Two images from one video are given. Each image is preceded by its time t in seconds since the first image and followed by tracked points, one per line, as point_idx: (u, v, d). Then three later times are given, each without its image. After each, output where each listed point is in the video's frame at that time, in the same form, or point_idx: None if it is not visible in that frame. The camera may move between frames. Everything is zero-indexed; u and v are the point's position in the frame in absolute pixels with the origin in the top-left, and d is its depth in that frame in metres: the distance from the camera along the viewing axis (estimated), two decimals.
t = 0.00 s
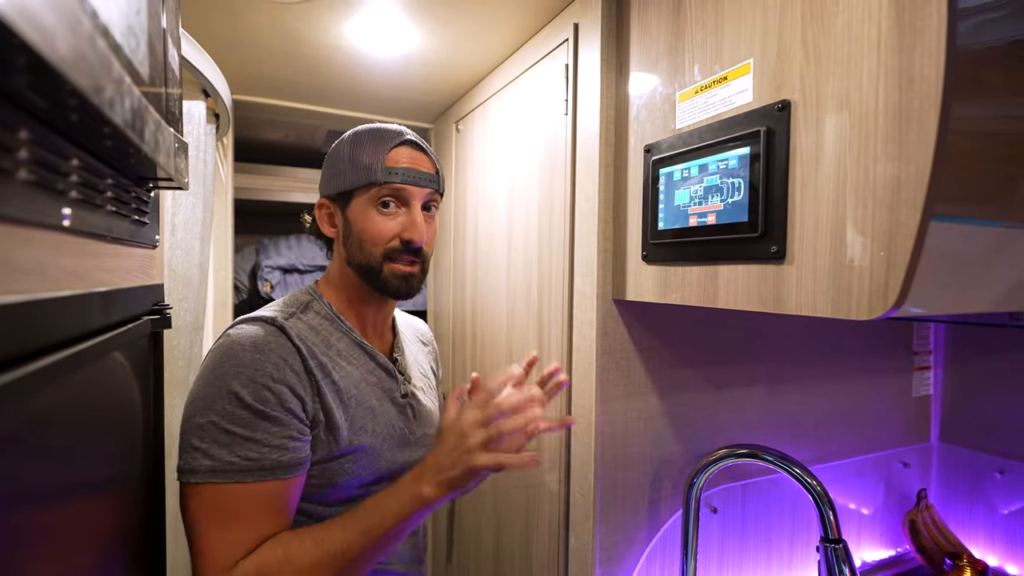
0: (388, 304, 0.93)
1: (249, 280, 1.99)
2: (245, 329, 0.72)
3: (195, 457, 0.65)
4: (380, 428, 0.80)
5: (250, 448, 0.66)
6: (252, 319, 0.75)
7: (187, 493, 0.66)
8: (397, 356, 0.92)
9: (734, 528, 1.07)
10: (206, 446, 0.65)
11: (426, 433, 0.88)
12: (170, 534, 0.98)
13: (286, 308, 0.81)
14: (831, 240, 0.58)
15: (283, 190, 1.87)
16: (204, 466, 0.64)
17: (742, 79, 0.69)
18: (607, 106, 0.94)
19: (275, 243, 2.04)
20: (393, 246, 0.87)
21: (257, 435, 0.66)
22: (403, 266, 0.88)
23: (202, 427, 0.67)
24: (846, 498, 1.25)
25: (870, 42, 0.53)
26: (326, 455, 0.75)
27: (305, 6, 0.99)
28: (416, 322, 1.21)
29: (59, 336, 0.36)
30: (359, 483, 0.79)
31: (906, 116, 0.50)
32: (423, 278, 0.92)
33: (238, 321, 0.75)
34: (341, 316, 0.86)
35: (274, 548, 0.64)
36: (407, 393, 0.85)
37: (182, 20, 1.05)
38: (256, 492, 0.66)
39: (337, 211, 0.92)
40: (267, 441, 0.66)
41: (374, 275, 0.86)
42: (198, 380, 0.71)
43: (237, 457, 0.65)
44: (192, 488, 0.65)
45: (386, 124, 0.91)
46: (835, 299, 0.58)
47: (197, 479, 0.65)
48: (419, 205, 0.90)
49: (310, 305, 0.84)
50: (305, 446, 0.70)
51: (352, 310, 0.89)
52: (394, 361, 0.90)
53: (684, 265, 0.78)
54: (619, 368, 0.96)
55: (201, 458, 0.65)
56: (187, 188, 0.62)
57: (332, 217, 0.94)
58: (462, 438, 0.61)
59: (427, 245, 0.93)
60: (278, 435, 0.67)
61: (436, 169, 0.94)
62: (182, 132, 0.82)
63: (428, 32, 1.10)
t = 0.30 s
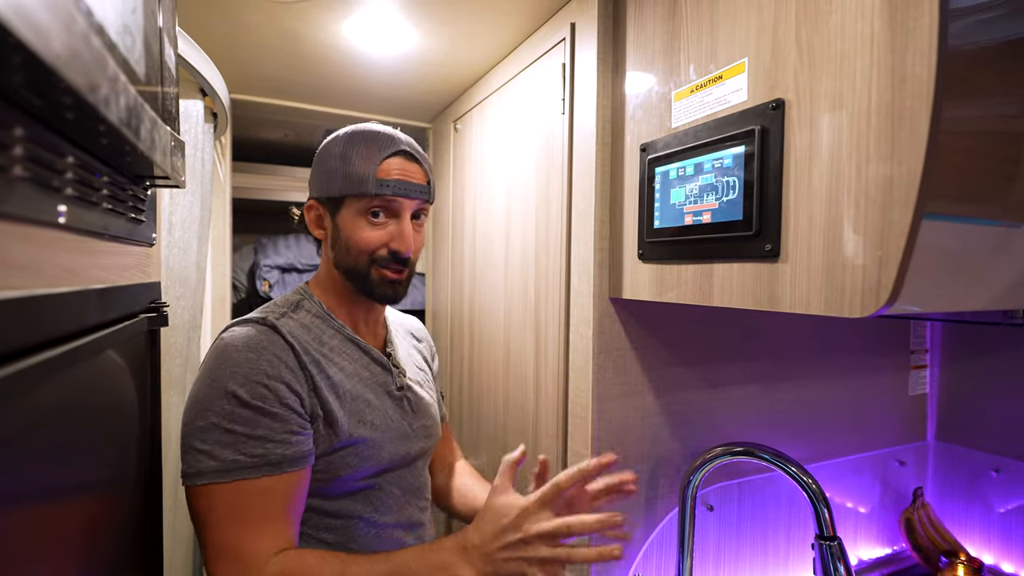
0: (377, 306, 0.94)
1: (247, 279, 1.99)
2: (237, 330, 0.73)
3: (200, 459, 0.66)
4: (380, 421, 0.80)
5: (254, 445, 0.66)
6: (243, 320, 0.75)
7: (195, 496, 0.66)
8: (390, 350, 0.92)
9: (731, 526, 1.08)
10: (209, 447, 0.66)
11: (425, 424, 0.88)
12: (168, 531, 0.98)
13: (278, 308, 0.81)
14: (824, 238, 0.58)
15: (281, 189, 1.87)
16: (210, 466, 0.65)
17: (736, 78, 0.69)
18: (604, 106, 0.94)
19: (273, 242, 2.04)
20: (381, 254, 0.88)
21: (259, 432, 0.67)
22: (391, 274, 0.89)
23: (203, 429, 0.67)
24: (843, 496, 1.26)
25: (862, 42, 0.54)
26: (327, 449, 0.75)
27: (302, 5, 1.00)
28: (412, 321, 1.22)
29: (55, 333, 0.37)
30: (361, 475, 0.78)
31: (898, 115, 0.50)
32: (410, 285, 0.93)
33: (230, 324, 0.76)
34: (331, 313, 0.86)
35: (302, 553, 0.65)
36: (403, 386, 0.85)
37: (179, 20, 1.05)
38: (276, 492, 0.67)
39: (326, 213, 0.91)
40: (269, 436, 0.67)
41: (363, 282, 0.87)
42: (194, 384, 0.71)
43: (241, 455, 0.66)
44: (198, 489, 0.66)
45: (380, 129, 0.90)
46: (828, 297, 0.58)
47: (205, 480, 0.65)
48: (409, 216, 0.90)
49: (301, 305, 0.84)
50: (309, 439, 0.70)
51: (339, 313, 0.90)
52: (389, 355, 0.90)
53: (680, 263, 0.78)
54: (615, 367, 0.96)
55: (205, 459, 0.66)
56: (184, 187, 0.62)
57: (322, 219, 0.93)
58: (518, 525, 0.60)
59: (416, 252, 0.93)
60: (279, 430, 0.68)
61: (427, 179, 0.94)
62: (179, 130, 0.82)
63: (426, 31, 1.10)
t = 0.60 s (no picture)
0: (377, 310, 0.95)
1: (247, 278, 2.00)
2: (240, 331, 0.74)
3: (202, 458, 0.66)
4: (382, 422, 0.81)
5: (255, 446, 0.67)
6: (247, 321, 0.76)
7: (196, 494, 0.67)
8: (393, 351, 0.93)
9: (729, 524, 1.09)
10: (210, 447, 0.67)
11: (428, 424, 0.88)
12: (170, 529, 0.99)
13: (281, 309, 0.82)
14: (819, 239, 0.59)
15: (281, 189, 1.88)
16: (211, 466, 0.66)
17: (734, 80, 0.70)
18: (603, 106, 0.95)
19: (274, 242, 2.05)
20: (377, 257, 0.88)
21: (260, 433, 0.68)
22: (387, 276, 0.89)
23: (206, 429, 0.68)
24: (840, 495, 1.26)
25: (856, 45, 0.54)
26: (329, 448, 0.76)
27: (303, 6, 1.00)
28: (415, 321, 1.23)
29: (59, 331, 0.37)
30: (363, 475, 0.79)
31: (891, 117, 0.51)
32: (408, 288, 0.93)
33: (235, 324, 0.76)
34: (335, 316, 0.87)
35: (300, 552, 0.65)
36: (405, 386, 0.86)
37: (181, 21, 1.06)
38: (275, 491, 0.67)
39: (325, 218, 0.93)
40: (270, 437, 0.67)
41: (360, 284, 0.88)
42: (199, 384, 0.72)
43: (242, 456, 0.67)
44: (200, 489, 0.67)
45: (374, 130, 0.91)
46: (823, 296, 0.59)
47: (206, 480, 0.66)
48: (404, 217, 0.90)
49: (304, 306, 0.85)
50: (309, 439, 0.71)
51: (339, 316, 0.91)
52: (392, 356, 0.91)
53: (677, 263, 0.79)
54: (613, 365, 0.97)
55: (207, 459, 0.66)
56: (186, 187, 0.63)
57: (321, 224, 0.95)
58: (508, 508, 0.61)
59: (413, 254, 0.93)
60: (280, 431, 0.68)
61: (422, 178, 0.94)
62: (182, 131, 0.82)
63: (426, 32, 1.11)
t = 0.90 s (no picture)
0: (384, 304, 0.96)
1: (248, 277, 2.01)
2: (245, 323, 0.75)
3: (222, 444, 0.66)
4: (387, 413, 0.82)
5: (275, 425, 0.67)
6: (251, 314, 0.77)
7: (218, 482, 0.67)
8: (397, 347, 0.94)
9: (726, 519, 1.10)
10: (230, 431, 0.67)
11: (430, 417, 0.90)
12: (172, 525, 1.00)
13: (284, 304, 0.83)
14: (813, 237, 0.60)
15: (282, 188, 1.89)
16: (233, 449, 0.66)
17: (729, 80, 0.71)
18: (601, 106, 0.96)
19: (274, 241, 2.06)
20: (393, 251, 0.90)
21: (279, 413, 0.68)
22: (402, 269, 0.91)
23: (222, 415, 0.68)
24: (836, 492, 1.27)
25: (849, 47, 0.55)
26: (339, 437, 0.77)
27: (303, 7, 1.01)
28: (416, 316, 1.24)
29: (64, 328, 0.38)
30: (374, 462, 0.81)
31: (882, 119, 0.52)
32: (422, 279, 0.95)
33: (238, 320, 0.77)
34: (338, 310, 0.88)
35: (328, 522, 0.63)
36: (410, 379, 0.87)
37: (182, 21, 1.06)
38: (300, 469, 0.67)
39: (333, 218, 0.92)
40: (289, 417, 0.68)
41: (377, 279, 0.89)
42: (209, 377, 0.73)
43: (263, 436, 0.67)
44: (221, 475, 0.66)
45: (377, 130, 0.92)
46: (817, 293, 0.60)
47: (227, 464, 0.66)
48: (416, 211, 0.93)
49: (307, 301, 0.86)
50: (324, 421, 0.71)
51: (351, 312, 0.92)
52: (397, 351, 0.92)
53: (673, 262, 0.80)
54: (611, 363, 0.98)
55: (228, 443, 0.66)
56: (189, 187, 0.64)
57: (329, 224, 0.94)
58: (545, 444, 0.63)
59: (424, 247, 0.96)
60: (298, 411, 0.69)
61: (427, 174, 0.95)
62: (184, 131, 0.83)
63: (426, 33, 1.12)
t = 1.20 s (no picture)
0: (387, 297, 0.97)
1: (249, 276, 2.02)
2: (256, 305, 0.76)
3: (251, 410, 0.65)
4: (392, 400, 0.85)
5: (298, 385, 0.66)
6: (260, 299, 0.79)
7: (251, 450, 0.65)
8: (402, 337, 0.96)
9: (724, 514, 1.11)
10: (256, 397, 0.66)
11: (432, 408, 0.92)
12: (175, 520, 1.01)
13: (292, 293, 0.85)
14: (807, 233, 0.61)
15: (282, 187, 1.90)
16: (262, 412, 0.64)
17: (726, 79, 0.72)
18: (600, 105, 0.97)
19: (274, 240, 2.07)
20: (392, 248, 0.91)
21: (300, 375, 0.68)
22: (401, 265, 0.92)
23: (245, 385, 0.68)
24: (833, 487, 1.29)
25: (842, 46, 0.56)
26: (352, 416, 0.79)
27: (305, 7, 1.02)
28: (414, 305, 1.25)
29: (76, 320, 0.39)
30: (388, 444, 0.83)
31: (874, 117, 0.53)
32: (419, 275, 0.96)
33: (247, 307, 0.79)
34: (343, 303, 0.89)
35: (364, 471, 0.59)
36: (414, 369, 0.89)
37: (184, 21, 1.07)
38: (326, 424, 0.65)
39: (335, 213, 0.93)
40: (311, 378, 0.68)
41: (375, 275, 0.90)
42: (223, 360, 0.73)
43: (288, 396, 0.65)
44: (251, 442, 0.65)
45: (381, 127, 0.92)
46: (811, 288, 0.61)
47: (257, 428, 0.64)
48: (415, 209, 0.93)
49: (312, 293, 0.87)
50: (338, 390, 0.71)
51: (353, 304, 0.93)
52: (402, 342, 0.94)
53: (671, 259, 0.81)
54: (610, 358, 0.99)
55: (256, 408, 0.65)
56: (193, 183, 0.64)
57: (331, 218, 0.96)
58: (608, 396, 0.62)
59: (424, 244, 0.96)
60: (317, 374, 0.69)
61: (428, 172, 0.95)
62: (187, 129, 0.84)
63: (426, 33, 1.13)
